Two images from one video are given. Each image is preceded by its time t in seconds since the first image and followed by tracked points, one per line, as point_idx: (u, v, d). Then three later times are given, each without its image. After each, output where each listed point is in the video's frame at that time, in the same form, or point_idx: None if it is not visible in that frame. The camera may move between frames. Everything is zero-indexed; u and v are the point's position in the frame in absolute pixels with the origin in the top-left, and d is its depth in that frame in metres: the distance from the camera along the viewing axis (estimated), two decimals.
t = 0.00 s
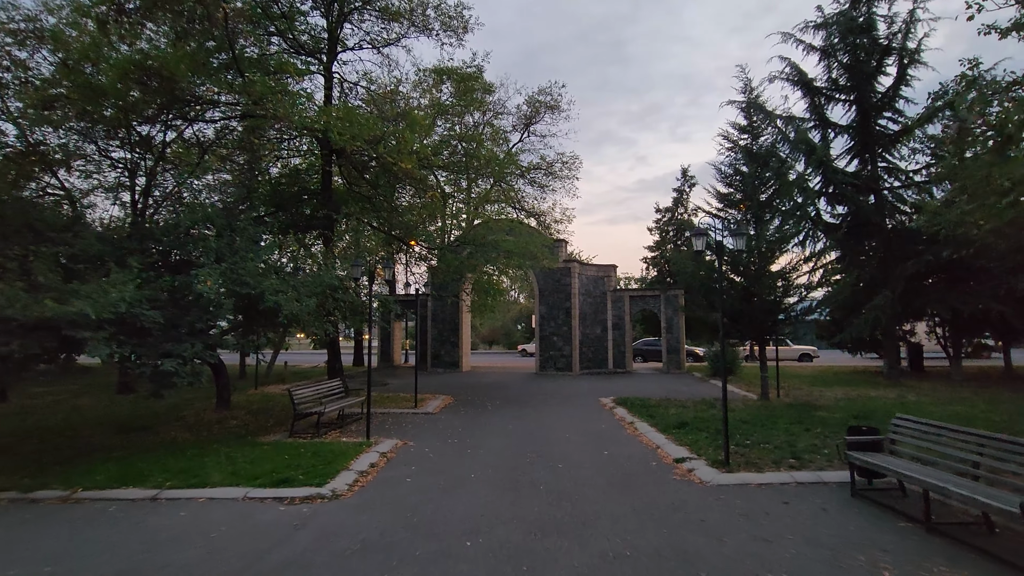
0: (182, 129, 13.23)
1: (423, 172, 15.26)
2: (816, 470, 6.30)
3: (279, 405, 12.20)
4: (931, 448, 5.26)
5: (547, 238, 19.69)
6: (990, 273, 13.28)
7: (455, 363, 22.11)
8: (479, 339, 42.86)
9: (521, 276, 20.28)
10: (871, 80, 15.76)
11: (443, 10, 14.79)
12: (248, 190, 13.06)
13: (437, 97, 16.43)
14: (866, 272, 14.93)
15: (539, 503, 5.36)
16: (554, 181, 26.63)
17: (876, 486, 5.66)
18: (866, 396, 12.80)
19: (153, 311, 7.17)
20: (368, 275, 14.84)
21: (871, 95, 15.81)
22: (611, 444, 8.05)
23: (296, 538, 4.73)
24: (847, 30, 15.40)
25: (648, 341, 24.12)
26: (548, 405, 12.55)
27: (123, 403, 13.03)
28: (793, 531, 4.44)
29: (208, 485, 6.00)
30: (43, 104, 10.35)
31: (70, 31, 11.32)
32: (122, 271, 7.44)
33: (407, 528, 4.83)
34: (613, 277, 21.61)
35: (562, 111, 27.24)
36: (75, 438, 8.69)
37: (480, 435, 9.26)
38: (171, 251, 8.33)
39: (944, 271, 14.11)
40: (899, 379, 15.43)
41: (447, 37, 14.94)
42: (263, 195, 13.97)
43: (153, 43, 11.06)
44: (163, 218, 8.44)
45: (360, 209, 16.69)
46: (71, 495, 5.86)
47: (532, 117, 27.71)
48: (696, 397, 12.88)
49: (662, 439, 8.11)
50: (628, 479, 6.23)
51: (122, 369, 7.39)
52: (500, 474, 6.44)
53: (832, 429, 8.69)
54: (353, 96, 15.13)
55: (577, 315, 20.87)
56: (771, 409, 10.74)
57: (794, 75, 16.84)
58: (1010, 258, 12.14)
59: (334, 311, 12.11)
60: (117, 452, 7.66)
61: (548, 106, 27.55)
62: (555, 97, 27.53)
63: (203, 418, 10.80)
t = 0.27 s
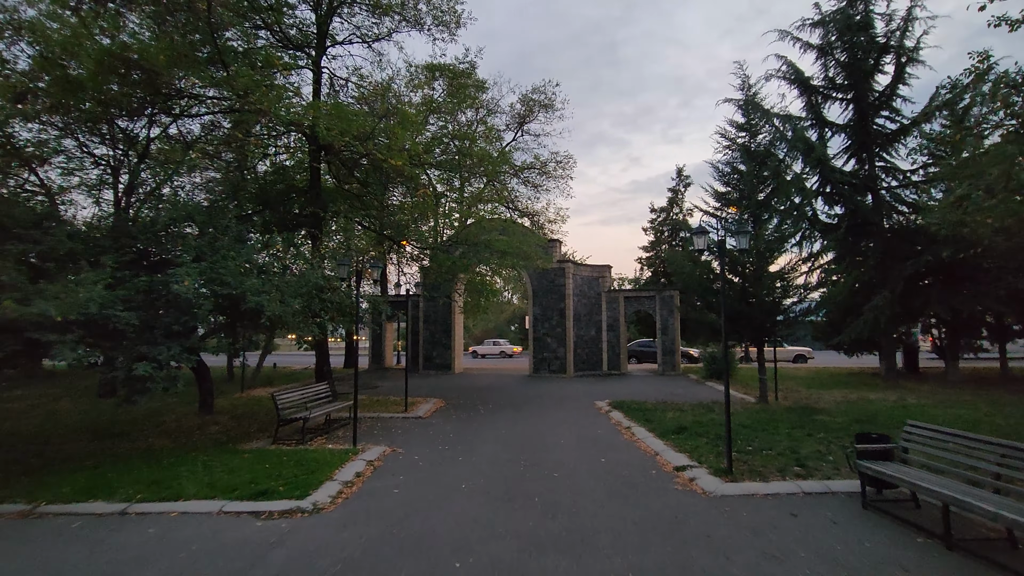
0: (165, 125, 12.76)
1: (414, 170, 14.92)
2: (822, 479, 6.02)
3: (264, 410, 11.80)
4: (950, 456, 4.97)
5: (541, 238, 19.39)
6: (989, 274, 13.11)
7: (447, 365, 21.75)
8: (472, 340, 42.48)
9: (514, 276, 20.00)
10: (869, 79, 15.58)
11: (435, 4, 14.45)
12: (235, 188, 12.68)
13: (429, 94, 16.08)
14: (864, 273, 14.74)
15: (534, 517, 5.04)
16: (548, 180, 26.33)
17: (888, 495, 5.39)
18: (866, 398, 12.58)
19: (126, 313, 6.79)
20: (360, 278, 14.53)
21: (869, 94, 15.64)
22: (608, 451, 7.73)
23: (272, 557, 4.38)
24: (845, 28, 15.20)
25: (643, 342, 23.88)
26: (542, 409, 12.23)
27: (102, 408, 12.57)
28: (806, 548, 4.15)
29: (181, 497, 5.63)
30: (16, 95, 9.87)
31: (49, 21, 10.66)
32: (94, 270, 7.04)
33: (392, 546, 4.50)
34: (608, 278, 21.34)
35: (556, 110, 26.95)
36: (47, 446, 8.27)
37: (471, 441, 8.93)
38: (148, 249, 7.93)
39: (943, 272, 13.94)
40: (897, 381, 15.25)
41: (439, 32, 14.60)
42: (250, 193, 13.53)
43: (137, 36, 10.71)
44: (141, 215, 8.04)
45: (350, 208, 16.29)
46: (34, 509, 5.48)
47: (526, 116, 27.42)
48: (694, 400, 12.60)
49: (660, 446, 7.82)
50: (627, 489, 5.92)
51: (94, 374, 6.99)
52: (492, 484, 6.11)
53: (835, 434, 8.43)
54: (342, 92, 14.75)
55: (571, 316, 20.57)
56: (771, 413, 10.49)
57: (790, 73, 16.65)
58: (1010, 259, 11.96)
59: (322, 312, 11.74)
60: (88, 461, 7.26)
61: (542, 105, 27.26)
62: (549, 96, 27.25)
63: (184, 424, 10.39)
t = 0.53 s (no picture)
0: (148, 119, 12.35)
1: (404, 166, 14.61)
2: (823, 483, 5.80)
3: (247, 412, 11.44)
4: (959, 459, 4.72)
5: (533, 236, 19.12)
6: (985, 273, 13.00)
7: (438, 365, 21.41)
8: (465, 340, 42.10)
9: (505, 273, 19.77)
10: (864, 76, 15.46)
11: None
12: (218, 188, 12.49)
13: (419, 89, 15.76)
14: (859, 272, 14.61)
15: (524, 526, 4.76)
16: (540, 179, 26.07)
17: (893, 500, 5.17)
18: (861, 399, 12.42)
19: (96, 311, 6.44)
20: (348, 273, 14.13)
21: (863, 91, 15.53)
22: (601, 454, 7.48)
23: (242, 572, 4.07)
24: (840, 24, 15.04)
25: (636, 341, 23.68)
26: (534, 410, 11.95)
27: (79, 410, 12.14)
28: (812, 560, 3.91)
29: (150, 507, 5.30)
30: None
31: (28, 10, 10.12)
32: (62, 266, 6.68)
33: (372, 560, 4.20)
34: (601, 277, 21.11)
35: (548, 108, 26.69)
36: (14, 451, 7.88)
37: (460, 443, 8.63)
38: (122, 244, 7.56)
39: (937, 271, 13.84)
40: (891, 380, 15.12)
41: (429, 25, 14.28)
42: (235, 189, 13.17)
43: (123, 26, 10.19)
44: (115, 210, 7.68)
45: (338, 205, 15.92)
46: None
47: (518, 114, 27.14)
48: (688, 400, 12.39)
49: (655, 448, 7.57)
50: (621, 495, 5.67)
51: (62, 375, 6.64)
52: (480, 491, 5.83)
53: (833, 436, 8.22)
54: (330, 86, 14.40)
55: (563, 316, 20.32)
56: (767, 414, 10.30)
57: (784, 71, 16.50)
58: (1006, 257, 11.84)
59: (307, 312, 11.41)
60: (56, 468, 6.89)
61: (534, 103, 26.99)
62: (542, 94, 26.99)
63: (162, 427, 10.02)
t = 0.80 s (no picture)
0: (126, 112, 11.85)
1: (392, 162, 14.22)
2: (828, 491, 5.50)
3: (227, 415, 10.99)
4: (975, 466, 4.40)
5: (525, 235, 18.78)
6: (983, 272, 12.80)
7: (428, 366, 21.00)
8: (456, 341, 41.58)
9: (495, 271, 19.44)
10: (859, 73, 15.29)
11: None
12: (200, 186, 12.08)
13: (407, 83, 15.34)
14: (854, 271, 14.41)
15: (512, 541, 4.42)
16: (532, 177, 25.72)
17: (904, 509, 4.86)
18: (858, 400, 12.18)
19: (55, 309, 6.01)
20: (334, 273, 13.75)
21: (859, 88, 15.35)
22: (594, 460, 7.14)
23: None
24: (836, 21, 14.86)
25: (629, 342, 23.40)
26: (526, 412, 11.59)
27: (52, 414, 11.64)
28: None
29: (107, 522, 4.89)
30: None
31: None
32: (20, 262, 6.24)
33: None
34: (593, 276, 20.80)
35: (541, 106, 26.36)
36: None
37: (448, 447, 8.24)
38: (88, 240, 7.14)
39: (934, 270, 13.66)
40: (887, 381, 14.92)
41: (418, 18, 13.89)
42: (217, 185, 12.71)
43: (103, 12, 9.70)
44: (81, 204, 7.26)
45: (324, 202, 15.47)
46: None
47: (510, 112, 26.79)
48: (683, 402, 12.07)
49: (651, 453, 7.23)
50: (616, 505, 5.33)
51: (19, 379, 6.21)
52: (466, 502, 5.47)
53: (834, 439, 7.93)
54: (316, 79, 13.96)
55: (555, 316, 19.97)
56: (764, 417, 10.02)
57: (779, 67, 16.28)
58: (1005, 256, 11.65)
59: (290, 311, 11.00)
60: (14, 477, 6.45)
61: (527, 101, 26.66)
62: (534, 92, 26.67)
63: (136, 432, 9.56)
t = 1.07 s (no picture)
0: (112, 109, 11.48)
1: (381, 158, 13.86)
2: (836, 500, 5.23)
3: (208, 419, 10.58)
4: (995, 477, 4.13)
5: (518, 234, 18.45)
6: (981, 272, 12.64)
7: (419, 367, 20.61)
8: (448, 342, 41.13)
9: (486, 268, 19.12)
10: (856, 70, 15.09)
11: None
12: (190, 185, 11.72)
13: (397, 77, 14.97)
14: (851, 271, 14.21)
15: (503, 560, 4.09)
16: (525, 176, 25.40)
17: (918, 521, 4.59)
18: (857, 401, 11.97)
19: (14, 310, 5.62)
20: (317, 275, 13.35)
21: (856, 85, 15.15)
22: (588, 468, 6.82)
23: None
24: (833, 17, 14.64)
25: (623, 342, 23.13)
26: (518, 416, 11.26)
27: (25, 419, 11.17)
28: None
29: (64, 540, 4.52)
30: None
31: None
32: None
33: None
34: (587, 276, 20.51)
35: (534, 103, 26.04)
36: None
37: (437, 453, 7.90)
38: (55, 236, 6.74)
39: (932, 270, 13.47)
40: (884, 382, 14.74)
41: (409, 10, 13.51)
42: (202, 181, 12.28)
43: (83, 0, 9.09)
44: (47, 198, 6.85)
45: (311, 199, 15.04)
46: None
47: (503, 110, 26.45)
48: (679, 405, 11.80)
49: (648, 460, 6.93)
50: (613, 518, 5.02)
51: None
52: (454, 515, 5.14)
53: (837, 443, 7.67)
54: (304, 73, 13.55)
55: (549, 316, 19.65)
56: (763, 420, 9.75)
57: (775, 64, 16.03)
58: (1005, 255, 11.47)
59: (274, 312, 10.59)
60: None
61: (519, 98, 26.33)
62: (527, 89, 26.35)
63: (111, 438, 9.14)
